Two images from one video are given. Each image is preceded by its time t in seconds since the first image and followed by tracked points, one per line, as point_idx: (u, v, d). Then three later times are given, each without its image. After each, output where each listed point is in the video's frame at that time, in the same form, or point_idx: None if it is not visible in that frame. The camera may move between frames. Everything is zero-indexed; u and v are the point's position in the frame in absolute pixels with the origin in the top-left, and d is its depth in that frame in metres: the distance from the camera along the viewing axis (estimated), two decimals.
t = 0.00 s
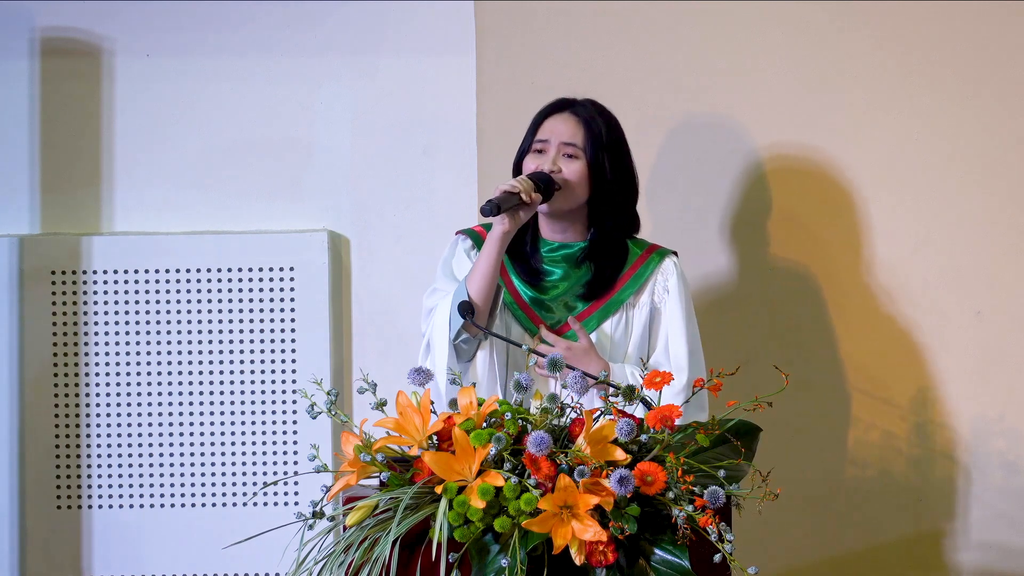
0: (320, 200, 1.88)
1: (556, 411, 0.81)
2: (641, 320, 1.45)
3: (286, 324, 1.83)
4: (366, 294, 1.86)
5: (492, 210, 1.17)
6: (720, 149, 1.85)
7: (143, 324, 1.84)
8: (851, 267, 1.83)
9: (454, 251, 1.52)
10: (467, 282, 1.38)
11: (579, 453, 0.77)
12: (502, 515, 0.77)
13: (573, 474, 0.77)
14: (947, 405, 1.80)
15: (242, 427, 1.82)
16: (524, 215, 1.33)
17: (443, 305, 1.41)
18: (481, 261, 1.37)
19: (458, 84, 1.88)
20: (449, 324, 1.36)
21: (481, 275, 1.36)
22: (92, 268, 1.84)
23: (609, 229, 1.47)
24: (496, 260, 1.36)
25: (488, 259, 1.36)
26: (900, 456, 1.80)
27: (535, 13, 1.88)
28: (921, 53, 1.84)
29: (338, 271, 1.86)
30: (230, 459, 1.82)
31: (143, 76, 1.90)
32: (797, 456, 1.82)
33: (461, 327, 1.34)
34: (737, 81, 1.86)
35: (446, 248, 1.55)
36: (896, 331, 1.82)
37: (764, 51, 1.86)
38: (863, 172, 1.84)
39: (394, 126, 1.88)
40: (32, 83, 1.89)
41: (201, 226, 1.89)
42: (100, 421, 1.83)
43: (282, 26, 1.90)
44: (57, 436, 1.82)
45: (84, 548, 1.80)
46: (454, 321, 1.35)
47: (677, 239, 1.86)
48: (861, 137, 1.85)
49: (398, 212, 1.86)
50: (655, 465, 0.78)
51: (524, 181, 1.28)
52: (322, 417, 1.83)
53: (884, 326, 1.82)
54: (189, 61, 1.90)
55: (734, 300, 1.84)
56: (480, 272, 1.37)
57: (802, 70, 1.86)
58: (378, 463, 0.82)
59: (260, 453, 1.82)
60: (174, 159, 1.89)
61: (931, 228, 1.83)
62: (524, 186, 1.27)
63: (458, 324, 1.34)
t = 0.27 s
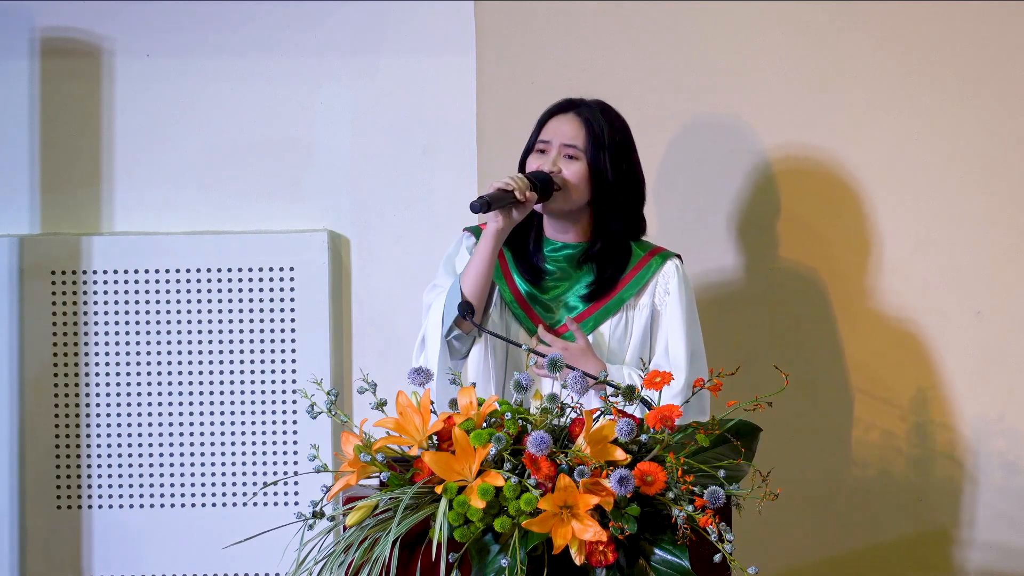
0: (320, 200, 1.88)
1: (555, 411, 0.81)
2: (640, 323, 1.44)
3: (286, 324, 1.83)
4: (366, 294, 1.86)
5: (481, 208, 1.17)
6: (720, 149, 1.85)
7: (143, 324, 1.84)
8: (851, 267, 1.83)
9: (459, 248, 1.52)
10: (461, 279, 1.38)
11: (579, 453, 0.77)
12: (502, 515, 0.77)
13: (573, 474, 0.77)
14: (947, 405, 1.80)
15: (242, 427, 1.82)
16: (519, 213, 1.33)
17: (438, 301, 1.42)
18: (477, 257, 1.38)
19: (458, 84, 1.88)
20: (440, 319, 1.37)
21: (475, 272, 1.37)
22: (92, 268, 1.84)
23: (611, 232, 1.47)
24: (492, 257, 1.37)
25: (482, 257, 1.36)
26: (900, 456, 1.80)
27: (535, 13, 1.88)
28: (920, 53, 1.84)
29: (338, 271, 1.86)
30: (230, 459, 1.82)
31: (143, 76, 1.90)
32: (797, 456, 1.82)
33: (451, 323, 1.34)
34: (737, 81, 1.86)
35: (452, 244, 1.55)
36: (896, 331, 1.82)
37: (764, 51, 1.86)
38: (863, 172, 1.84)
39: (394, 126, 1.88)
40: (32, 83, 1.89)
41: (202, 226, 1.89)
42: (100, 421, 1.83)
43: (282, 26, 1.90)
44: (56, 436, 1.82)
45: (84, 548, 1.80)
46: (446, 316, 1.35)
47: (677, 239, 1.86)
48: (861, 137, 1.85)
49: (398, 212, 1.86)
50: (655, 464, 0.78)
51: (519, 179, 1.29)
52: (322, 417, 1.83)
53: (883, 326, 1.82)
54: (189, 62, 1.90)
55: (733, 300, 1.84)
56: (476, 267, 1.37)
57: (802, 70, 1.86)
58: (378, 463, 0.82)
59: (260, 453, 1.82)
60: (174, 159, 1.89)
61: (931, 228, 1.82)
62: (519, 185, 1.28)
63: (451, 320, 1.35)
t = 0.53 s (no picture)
0: (320, 200, 1.88)
1: (555, 411, 0.81)
2: (637, 326, 1.43)
3: (286, 324, 1.83)
4: (366, 294, 1.86)
5: (465, 218, 1.13)
6: (720, 149, 1.85)
7: (143, 324, 1.84)
8: (851, 267, 1.83)
9: (459, 246, 1.53)
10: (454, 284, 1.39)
11: (579, 453, 0.77)
12: (502, 515, 0.77)
13: (573, 473, 0.77)
14: (947, 405, 1.81)
15: (242, 427, 1.82)
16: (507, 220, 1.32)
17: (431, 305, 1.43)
18: (468, 264, 1.38)
19: (458, 84, 1.88)
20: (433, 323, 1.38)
21: (468, 278, 1.37)
22: (92, 268, 1.84)
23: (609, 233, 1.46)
24: (483, 264, 1.36)
25: (473, 263, 1.36)
26: (899, 456, 1.80)
27: (535, 13, 1.88)
28: (920, 53, 1.84)
29: (338, 271, 1.86)
30: (230, 459, 1.82)
31: (143, 76, 1.90)
32: (796, 456, 1.82)
33: (443, 328, 1.36)
34: (737, 81, 1.86)
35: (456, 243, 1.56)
36: (896, 331, 1.82)
37: (764, 51, 1.86)
38: (863, 172, 1.84)
39: (394, 126, 1.88)
40: (32, 83, 1.89)
41: (202, 226, 1.89)
42: (100, 420, 1.83)
43: (281, 26, 1.90)
44: (56, 436, 1.82)
45: (84, 548, 1.80)
46: (438, 321, 1.36)
47: (676, 239, 1.86)
48: (861, 137, 1.85)
49: (398, 212, 1.87)
50: (655, 464, 0.78)
51: (508, 187, 1.27)
52: (322, 417, 1.83)
53: (883, 326, 1.82)
54: (189, 61, 1.90)
55: (733, 300, 1.84)
56: (466, 275, 1.37)
57: (801, 71, 1.86)
58: (378, 463, 0.82)
59: (260, 453, 1.82)
60: (174, 159, 1.89)
61: (931, 228, 1.82)
62: (508, 193, 1.26)
63: (442, 327, 1.36)
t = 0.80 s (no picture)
0: (320, 200, 1.88)
1: (555, 411, 0.81)
2: (633, 319, 1.43)
3: (286, 324, 1.83)
4: (367, 294, 1.86)
5: (457, 216, 1.17)
6: (720, 149, 1.85)
7: (143, 324, 1.84)
8: (851, 267, 1.83)
9: (457, 243, 1.53)
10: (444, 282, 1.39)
11: (579, 453, 0.77)
12: (502, 516, 0.77)
13: (573, 474, 0.77)
14: (947, 405, 1.81)
15: (242, 427, 1.82)
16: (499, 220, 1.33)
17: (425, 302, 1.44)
18: (459, 262, 1.38)
19: (458, 85, 1.88)
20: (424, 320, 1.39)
21: (459, 276, 1.37)
22: (92, 268, 1.84)
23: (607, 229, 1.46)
24: (473, 261, 1.37)
25: (465, 262, 1.37)
26: (900, 456, 1.80)
27: (535, 13, 1.88)
28: (920, 53, 1.84)
29: (338, 271, 1.86)
30: (230, 459, 1.82)
31: (143, 77, 1.90)
32: (796, 456, 1.82)
33: (434, 325, 1.37)
34: (737, 81, 1.86)
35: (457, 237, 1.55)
36: (896, 331, 1.82)
37: (764, 51, 1.86)
38: (863, 172, 1.84)
39: (394, 127, 1.88)
40: (32, 83, 1.89)
41: (202, 227, 1.89)
42: (100, 421, 1.83)
43: (281, 26, 1.90)
44: (56, 436, 1.82)
45: (84, 548, 1.80)
46: (429, 317, 1.38)
47: (676, 239, 1.86)
48: (861, 137, 1.85)
49: (398, 212, 1.87)
50: (655, 464, 0.78)
51: (501, 185, 1.30)
52: (322, 417, 1.83)
53: (884, 326, 1.82)
54: (189, 62, 1.90)
55: (733, 300, 1.84)
56: (457, 274, 1.38)
57: (801, 71, 1.86)
58: (378, 463, 0.82)
59: (260, 453, 1.82)
60: (174, 159, 1.89)
61: (931, 228, 1.82)
62: (500, 191, 1.29)
63: (433, 324, 1.37)
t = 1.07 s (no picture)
0: (320, 200, 1.88)
1: (555, 411, 0.81)
2: (627, 323, 1.44)
3: (286, 324, 1.83)
4: (367, 294, 1.86)
5: (446, 220, 1.16)
6: (720, 149, 1.85)
7: (143, 324, 1.84)
8: (851, 267, 1.83)
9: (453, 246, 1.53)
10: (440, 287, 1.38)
11: (579, 453, 0.77)
12: (502, 515, 0.77)
13: (573, 474, 0.77)
14: (947, 405, 1.81)
15: (242, 427, 1.82)
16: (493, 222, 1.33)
17: (420, 306, 1.44)
18: (453, 267, 1.37)
19: (458, 85, 1.88)
20: (420, 324, 1.39)
21: (453, 281, 1.36)
22: (92, 268, 1.84)
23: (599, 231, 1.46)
24: (467, 266, 1.35)
25: (459, 266, 1.35)
26: (900, 456, 1.80)
27: (535, 13, 1.88)
28: (920, 53, 1.84)
29: (338, 271, 1.86)
30: (230, 459, 1.82)
31: (143, 77, 1.90)
32: (796, 456, 1.82)
33: (430, 327, 1.37)
34: (737, 81, 1.86)
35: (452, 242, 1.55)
36: (896, 331, 1.82)
37: (764, 51, 1.86)
38: (863, 172, 1.84)
39: (394, 127, 1.88)
40: (32, 83, 1.89)
41: (202, 227, 1.89)
42: (100, 421, 1.83)
43: (281, 26, 1.90)
44: (56, 436, 1.82)
45: (83, 548, 1.80)
46: (425, 321, 1.37)
47: (676, 239, 1.85)
48: (862, 137, 1.85)
49: (398, 212, 1.87)
50: (655, 464, 0.78)
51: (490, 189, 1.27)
52: (322, 417, 1.83)
53: (884, 326, 1.82)
54: (189, 62, 1.90)
55: (734, 300, 1.84)
56: (451, 278, 1.36)
57: (801, 71, 1.86)
58: (378, 463, 0.82)
59: (260, 453, 1.82)
60: (174, 159, 1.89)
61: (931, 228, 1.83)
62: (490, 195, 1.27)
63: (429, 328, 1.37)
